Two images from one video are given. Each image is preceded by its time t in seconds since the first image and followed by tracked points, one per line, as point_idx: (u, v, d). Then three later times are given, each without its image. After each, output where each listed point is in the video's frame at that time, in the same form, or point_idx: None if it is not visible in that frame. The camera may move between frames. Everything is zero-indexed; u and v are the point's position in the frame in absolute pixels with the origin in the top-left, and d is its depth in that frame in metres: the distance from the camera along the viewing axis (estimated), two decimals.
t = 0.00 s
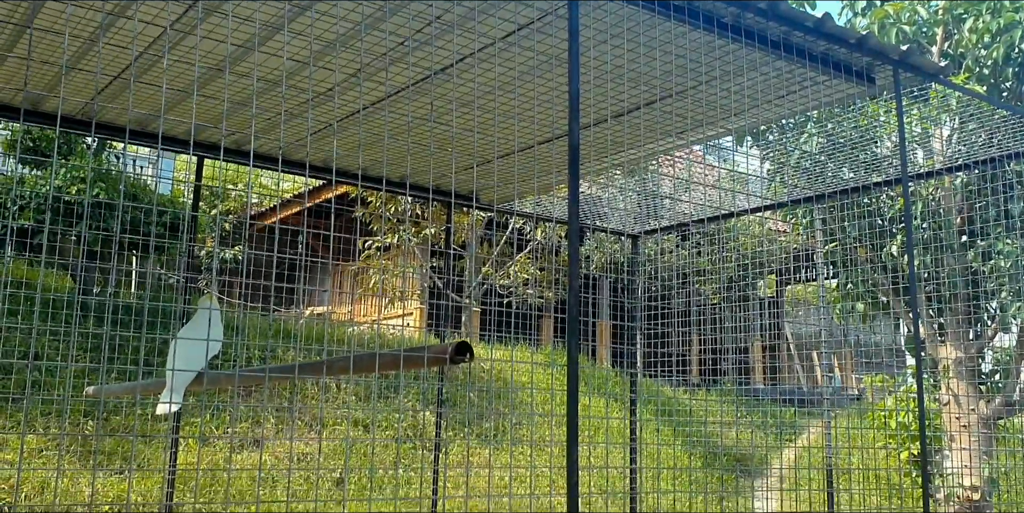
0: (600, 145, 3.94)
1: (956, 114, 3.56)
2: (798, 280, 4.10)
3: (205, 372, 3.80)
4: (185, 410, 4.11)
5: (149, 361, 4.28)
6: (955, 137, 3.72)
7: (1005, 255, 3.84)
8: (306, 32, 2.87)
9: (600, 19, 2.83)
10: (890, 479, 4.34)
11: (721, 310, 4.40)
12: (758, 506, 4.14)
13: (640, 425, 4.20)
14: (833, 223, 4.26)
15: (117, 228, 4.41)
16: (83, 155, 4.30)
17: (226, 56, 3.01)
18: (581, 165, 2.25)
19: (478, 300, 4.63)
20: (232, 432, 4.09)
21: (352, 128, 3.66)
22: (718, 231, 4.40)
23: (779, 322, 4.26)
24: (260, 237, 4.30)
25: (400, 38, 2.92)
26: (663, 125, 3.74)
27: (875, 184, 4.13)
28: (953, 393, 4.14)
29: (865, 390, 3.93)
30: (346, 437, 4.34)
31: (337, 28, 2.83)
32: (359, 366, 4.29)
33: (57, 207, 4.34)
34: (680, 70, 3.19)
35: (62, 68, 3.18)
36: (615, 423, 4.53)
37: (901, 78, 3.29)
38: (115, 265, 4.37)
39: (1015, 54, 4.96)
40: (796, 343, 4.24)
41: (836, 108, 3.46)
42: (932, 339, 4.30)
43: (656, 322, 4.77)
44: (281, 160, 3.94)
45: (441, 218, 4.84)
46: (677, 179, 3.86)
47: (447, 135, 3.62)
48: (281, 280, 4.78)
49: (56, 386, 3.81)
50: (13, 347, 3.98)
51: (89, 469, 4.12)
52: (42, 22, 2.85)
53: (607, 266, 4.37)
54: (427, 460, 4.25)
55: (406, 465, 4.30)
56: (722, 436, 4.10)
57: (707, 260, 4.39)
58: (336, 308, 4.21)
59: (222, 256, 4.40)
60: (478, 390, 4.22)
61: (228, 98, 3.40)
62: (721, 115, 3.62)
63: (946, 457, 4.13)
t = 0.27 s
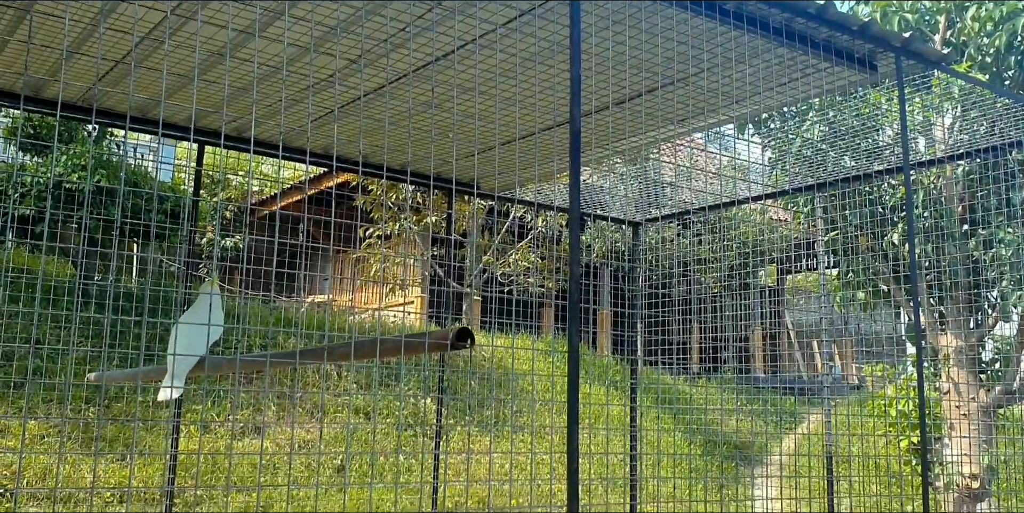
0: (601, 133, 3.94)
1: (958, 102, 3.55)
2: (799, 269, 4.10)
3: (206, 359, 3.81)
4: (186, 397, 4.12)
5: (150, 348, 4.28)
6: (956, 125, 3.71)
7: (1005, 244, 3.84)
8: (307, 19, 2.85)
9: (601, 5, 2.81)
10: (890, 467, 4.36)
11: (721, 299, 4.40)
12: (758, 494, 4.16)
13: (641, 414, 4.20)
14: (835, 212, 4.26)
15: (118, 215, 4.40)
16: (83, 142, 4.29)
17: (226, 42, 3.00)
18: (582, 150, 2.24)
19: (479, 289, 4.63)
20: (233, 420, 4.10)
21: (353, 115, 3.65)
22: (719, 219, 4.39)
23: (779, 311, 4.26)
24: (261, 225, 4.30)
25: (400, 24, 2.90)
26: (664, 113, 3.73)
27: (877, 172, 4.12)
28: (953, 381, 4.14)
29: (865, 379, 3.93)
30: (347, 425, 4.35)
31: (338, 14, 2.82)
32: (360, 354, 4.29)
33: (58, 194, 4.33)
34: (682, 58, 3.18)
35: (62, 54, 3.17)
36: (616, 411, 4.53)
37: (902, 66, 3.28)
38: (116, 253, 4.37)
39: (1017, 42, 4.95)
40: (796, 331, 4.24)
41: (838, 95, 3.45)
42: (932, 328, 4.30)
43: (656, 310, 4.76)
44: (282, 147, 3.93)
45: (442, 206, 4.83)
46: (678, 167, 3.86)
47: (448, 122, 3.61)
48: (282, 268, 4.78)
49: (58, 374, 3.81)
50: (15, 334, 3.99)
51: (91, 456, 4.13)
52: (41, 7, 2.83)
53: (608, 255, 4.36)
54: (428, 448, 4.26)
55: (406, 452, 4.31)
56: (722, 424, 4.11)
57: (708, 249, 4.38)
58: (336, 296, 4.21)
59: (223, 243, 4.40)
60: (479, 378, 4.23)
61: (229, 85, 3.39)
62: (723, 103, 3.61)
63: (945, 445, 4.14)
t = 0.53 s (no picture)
0: (602, 121, 3.92)
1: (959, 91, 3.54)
2: (800, 259, 4.11)
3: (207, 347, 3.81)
4: (188, 384, 4.12)
5: (151, 334, 4.28)
6: (957, 114, 3.70)
7: (1006, 234, 3.84)
8: (307, 4, 2.84)
9: None
10: (890, 456, 4.37)
11: (722, 288, 4.39)
12: (758, 482, 4.17)
13: (641, 403, 4.20)
14: (836, 200, 4.25)
15: (118, 202, 4.40)
16: (84, 129, 4.29)
17: (226, 28, 2.99)
18: (583, 135, 2.23)
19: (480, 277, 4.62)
20: (234, 407, 4.11)
21: (353, 102, 3.63)
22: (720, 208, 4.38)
23: (779, 300, 4.26)
24: (263, 212, 4.29)
25: (401, 11, 2.89)
26: (665, 101, 3.71)
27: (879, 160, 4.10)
28: (953, 369, 4.15)
29: (865, 368, 3.94)
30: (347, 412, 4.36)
31: (338, 0, 2.80)
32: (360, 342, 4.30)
33: (59, 181, 4.33)
34: (684, 45, 3.17)
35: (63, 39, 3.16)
36: (616, 400, 4.54)
37: (904, 53, 3.26)
38: (116, 239, 4.37)
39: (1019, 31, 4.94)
40: (797, 320, 4.24)
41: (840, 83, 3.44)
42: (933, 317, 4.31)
43: (657, 299, 4.75)
44: (282, 134, 3.92)
45: (445, 197, 4.82)
46: (680, 156, 3.85)
47: (449, 109, 3.60)
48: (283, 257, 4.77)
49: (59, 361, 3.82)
50: (16, 321, 3.99)
51: (92, 443, 4.15)
52: None
53: (609, 244, 4.35)
54: (428, 436, 4.27)
55: (407, 440, 4.33)
56: (722, 413, 4.12)
57: (709, 238, 4.38)
58: (338, 283, 4.22)
59: (223, 231, 4.40)
60: (480, 366, 4.23)
61: (230, 71, 3.38)
62: (724, 90, 3.60)
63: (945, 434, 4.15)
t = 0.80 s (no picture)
0: (603, 111, 3.91)
1: (961, 80, 3.53)
2: (800, 249, 4.11)
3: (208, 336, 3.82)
4: (189, 374, 4.13)
5: (151, 324, 4.29)
6: (959, 104, 3.69)
7: (1008, 224, 3.85)
8: None
9: None
10: (890, 445, 4.38)
11: (722, 278, 4.39)
12: (758, 471, 4.18)
13: (642, 393, 4.21)
14: (837, 190, 4.24)
15: (119, 191, 4.40)
16: (84, 118, 4.28)
17: (225, 16, 2.97)
18: (584, 122, 2.23)
19: (481, 268, 4.62)
20: (235, 397, 4.12)
21: (354, 91, 3.62)
22: (721, 197, 4.37)
23: (779, 290, 4.26)
24: (264, 202, 4.29)
25: None
26: (666, 91, 3.70)
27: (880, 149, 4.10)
28: (953, 359, 4.16)
29: (865, 358, 3.95)
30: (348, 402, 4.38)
31: None
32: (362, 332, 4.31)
33: (59, 170, 4.33)
34: (685, 33, 3.15)
35: (62, 27, 3.15)
36: (617, 389, 4.54)
37: (906, 42, 3.25)
38: (117, 229, 4.37)
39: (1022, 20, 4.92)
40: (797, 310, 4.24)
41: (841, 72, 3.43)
42: (933, 306, 4.31)
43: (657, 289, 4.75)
44: (282, 123, 3.91)
45: (445, 187, 4.81)
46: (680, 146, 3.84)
47: (450, 99, 3.59)
48: (284, 247, 4.77)
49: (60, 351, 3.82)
50: (17, 310, 3.99)
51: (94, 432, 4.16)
52: None
53: (609, 233, 4.35)
54: (429, 425, 4.29)
55: (409, 429, 4.34)
56: (722, 403, 4.12)
57: (710, 228, 4.37)
58: (339, 273, 4.22)
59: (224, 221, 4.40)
60: (481, 356, 4.24)
61: (229, 60, 3.36)
62: (725, 80, 3.59)
63: (945, 423, 4.16)
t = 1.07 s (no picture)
0: (604, 99, 3.90)
1: (964, 68, 3.52)
2: (802, 238, 4.11)
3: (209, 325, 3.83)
4: (190, 362, 4.14)
5: (153, 313, 4.29)
6: (961, 92, 3.68)
7: (1009, 212, 3.87)
8: None
9: None
10: (890, 433, 4.40)
11: (723, 268, 4.39)
12: (758, 459, 4.20)
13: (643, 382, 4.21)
14: (838, 178, 4.24)
15: (119, 181, 4.40)
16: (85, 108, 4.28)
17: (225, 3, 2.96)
18: (586, 108, 2.22)
19: (482, 257, 4.62)
20: (237, 386, 4.14)
21: (355, 79, 3.61)
22: (722, 186, 4.36)
23: (780, 279, 4.26)
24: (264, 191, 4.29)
25: None
26: (667, 79, 3.69)
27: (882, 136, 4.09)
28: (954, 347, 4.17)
29: (866, 347, 3.96)
30: (350, 390, 4.40)
31: None
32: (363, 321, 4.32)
33: (60, 159, 4.33)
34: (687, 20, 3.14)
35: (61, 14, 3.13)
36: (618, 378, 4.55)
37: (909, 29, 3.24)
38: (118, 218, 4.37)
39: None
40: (797, 299, 4.25)
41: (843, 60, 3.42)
42: (934, 294, 4.32)
43: (659, 278, 4.75)
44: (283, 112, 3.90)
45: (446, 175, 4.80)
46: (682, 134, 3.83)
47: (451, 87, 3.58)
48: (285, 236, 4.77)
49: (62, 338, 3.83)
50: (19, 299, 4.00)
51: (97, 419, 4.18)
52: None
53: (611, 223, 4.34)
54: (431, 413, 4.31)
55: (410, 417, 4.36)
56: (722, 391, 4.14)
57: (711, 217, 4.36)
58: (340, 263, 4.22)
59: (225, 211, 4.39)
60: (482, 345, 4.24)
61: (229, 47, 3.35)
62: (727, 68, 3.58)
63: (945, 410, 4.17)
